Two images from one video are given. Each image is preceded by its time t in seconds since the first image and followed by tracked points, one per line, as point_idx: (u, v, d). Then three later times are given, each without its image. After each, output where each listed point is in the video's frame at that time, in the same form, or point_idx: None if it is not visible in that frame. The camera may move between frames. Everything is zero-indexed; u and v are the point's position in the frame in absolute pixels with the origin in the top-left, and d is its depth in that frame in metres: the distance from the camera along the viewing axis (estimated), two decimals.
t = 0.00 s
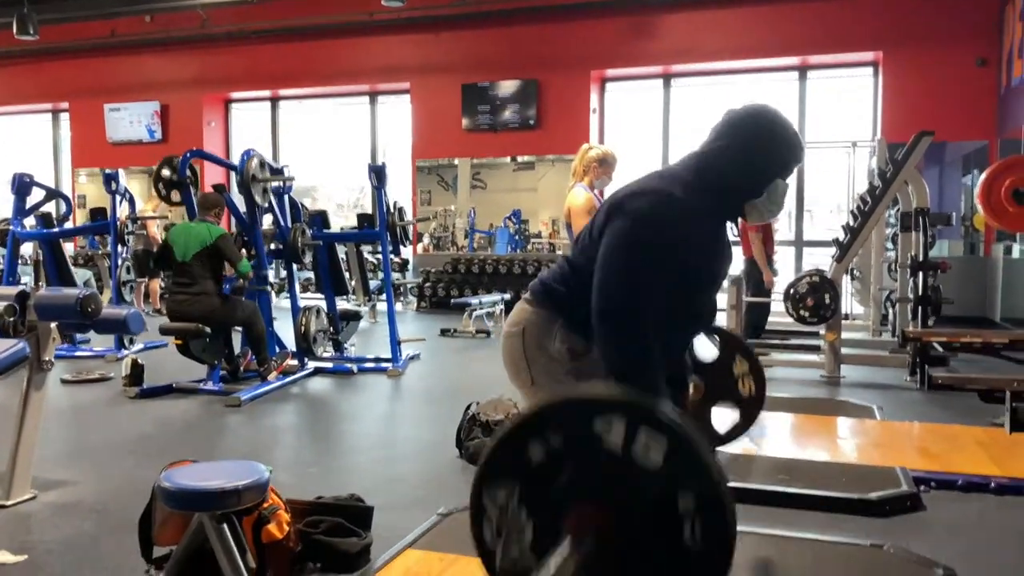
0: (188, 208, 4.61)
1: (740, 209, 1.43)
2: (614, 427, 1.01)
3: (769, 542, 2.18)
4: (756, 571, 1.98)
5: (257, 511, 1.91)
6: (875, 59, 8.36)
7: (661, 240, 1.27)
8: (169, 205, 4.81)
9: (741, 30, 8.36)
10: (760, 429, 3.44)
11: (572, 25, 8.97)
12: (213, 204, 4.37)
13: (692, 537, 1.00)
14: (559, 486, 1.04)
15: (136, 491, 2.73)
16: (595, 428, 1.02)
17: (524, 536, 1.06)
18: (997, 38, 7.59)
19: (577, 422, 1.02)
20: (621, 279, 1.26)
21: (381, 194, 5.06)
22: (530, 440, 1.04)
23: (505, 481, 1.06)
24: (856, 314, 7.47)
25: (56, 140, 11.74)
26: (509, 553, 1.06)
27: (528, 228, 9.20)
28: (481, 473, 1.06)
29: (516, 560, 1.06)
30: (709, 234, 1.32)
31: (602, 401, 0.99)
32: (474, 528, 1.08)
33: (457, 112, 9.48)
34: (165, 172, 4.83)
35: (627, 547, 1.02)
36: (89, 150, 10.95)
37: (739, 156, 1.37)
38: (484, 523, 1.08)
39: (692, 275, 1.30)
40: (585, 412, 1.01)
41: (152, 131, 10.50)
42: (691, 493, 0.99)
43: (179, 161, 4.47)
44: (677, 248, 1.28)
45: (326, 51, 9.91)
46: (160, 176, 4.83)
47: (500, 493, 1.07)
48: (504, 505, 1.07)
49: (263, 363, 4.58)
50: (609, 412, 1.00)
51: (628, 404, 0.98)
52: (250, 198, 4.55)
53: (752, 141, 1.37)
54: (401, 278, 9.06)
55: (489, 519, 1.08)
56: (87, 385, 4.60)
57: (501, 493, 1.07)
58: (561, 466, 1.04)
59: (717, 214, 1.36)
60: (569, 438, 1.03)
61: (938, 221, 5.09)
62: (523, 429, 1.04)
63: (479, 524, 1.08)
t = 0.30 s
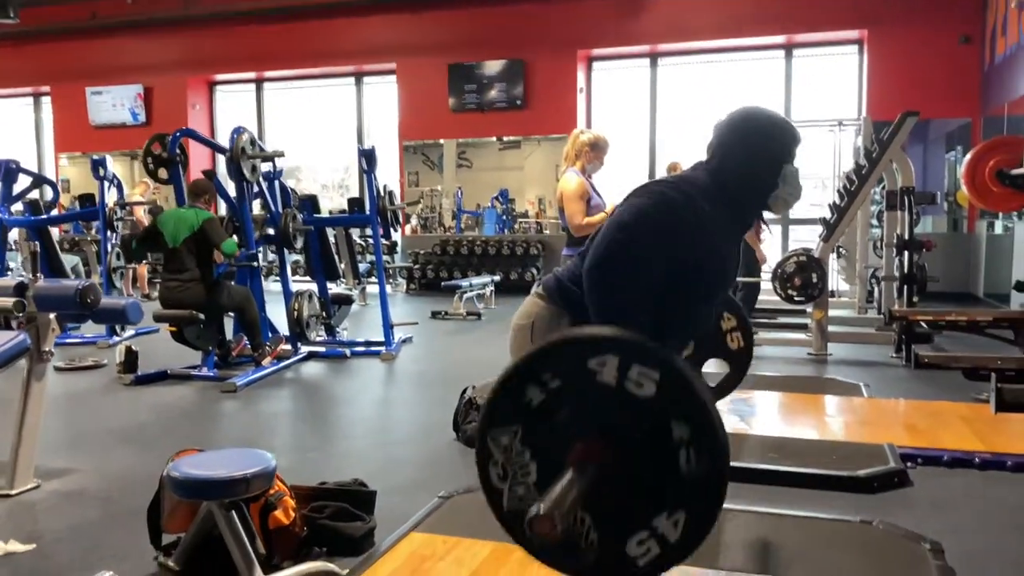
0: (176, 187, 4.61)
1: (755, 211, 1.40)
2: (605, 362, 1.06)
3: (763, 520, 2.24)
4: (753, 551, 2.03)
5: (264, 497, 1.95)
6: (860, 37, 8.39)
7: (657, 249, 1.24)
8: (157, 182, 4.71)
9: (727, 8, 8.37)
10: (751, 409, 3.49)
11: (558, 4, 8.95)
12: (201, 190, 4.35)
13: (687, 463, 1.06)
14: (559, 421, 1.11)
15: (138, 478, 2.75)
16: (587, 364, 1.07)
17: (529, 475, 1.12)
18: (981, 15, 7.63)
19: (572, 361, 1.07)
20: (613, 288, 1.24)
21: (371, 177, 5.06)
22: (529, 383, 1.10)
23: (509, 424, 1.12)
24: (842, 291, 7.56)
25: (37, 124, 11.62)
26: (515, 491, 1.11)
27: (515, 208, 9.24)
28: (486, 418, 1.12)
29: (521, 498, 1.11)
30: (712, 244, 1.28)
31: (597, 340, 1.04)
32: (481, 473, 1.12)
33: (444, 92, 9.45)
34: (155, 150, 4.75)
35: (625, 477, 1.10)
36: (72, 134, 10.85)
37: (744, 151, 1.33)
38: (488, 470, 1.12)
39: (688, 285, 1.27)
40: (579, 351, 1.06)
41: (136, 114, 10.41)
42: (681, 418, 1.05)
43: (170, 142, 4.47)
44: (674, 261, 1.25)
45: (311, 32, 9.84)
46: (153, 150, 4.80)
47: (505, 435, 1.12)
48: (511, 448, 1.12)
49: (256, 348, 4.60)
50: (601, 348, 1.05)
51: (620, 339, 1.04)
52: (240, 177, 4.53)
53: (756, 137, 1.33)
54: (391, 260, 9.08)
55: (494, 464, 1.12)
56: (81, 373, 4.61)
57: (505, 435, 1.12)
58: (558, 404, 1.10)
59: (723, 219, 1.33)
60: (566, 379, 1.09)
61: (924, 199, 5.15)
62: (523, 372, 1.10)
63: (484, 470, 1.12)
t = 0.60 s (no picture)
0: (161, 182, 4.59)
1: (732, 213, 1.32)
2: (584, 502, 1.10)
3: (742, 486, 2.30)
4: (732, 517, 2.09)
5: (254, 471, 1.99)
6: (840, 14, 8.43)
7: (657, 281, 1.25)
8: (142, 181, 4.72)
9: None
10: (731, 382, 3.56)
11: None
12: (183, 170, 4.31)
13: None
14: (541, 562, 1.13)
15: (126, 456, 2.78)
16: (567, 504, 1.10)
17: None
18: None
19: (552, 502, 1.11)
20: (621, 327, 1.25)
21: (354, 157, 5.06)
22: (513, 522, 1.13)
23: (496, 566, 1.14)
24: (822, 267, 7.65)
25: (13, 107, 11.48)
26: None
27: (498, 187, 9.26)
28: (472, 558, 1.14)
29: None
30: (703, 256, 1.28)
31: (570, 480, 1.09)
32: None
33: (425, 72, 9.42)
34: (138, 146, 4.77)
35: None
36: (49, 117, 10.74)
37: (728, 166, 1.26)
38: None
39: (685, 302, 1.30)
40: (557, 488, 1.11)
41: (114, 97, 10.32)
42: (661, 549, 1.08)
43: (152, 138, 4.41)
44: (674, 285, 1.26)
45: (290, 12, 9.76)
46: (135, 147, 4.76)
47: None
48: None
49: (241, 329, 4.62)
50: (582, 485, 1.10)
51: (596, 476, 1.09)
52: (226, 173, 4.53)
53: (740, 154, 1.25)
54: (374, 242, 9.08)
55: None
56: (66, 355, 4.62)
57: None
58: (542, 544, 1.13)
59: (707, 236, 1.28)
60: (547, 518, 1.12)
61: (901, 175, 5.21)
62: (507, 511, 1.12)
63: None
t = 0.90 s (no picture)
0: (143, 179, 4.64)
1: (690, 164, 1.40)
2: (550, 418, 1.07)
3: (717, 457, 2.36)
4: (706, 486, 2.15)
5: (238, 447, 2.03)
6: None
7: (617, 223, 1.29)
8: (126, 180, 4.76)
9: None
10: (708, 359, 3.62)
11: None
12: (159, 154, 4.28)
13: (642, 486, 1.06)
14: (519, 479, 1.11)
15: (109, 437, 2.80)
16: (533, 421, 1.08)
17: (507, 530, 1.13)
18: None
19: (519, 423, 1.08)
20: (589, 271, 1.29)
21: (332, 141, 5.06)
22: (487, 447, 1.11)
23: (478, 490, 1.13)
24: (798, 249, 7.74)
25: None
26: (499, 547, 1.13)
27: (477, 172, 9.29)
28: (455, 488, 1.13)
29: (505, 551, 1.13)
30: (661, 199, 1.33)
31: (533, 398, 1.05)
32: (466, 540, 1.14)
33: (403, 56, 9.39)
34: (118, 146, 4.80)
35: (588, 510, 1.09)
36: (22, 102, 10.61)
37: (682, 109, 1.34)
38: (472, 533, 1.14)
39: (651, 246, 1.35)
40: (521, 408, 1.07)
41: (88, 82, 10.20)
42: (630, 449, 1.05)
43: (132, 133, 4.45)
44: (636, 228, 1.30)
45: None
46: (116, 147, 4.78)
47: (477, 500, 1.13)
48: (486, 510, 1.13)
49: (221, 313, 4.63)
50: (543, 403, 1.06)
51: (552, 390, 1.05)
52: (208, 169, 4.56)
53: (690, 100, 1.33)
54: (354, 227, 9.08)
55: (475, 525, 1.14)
56: (45, 341, 4.60)
57: (477, 500, 1.13)
58: (517, 463, 1.11)
59: (667, 182, 1.35)
60: (516, 438, 1.09)
61: (875, 156, 5.29)
62: (477, 437, 1.10)
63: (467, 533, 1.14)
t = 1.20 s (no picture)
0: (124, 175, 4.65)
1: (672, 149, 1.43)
2: (509, 239, 1.21)
3: (691, 442, 2.40)
4: (679, 469, 2.20)
5: (216, 433, 2.03)
6: None
7: (575, 172, 1.34)
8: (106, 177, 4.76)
9: None
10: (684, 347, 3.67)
11: None
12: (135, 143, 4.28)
13: (602, 303, 1.18)
14: (483, 306, 1.24)
15: (86, 425, 2.80)
16: (493, 246, 1.22)
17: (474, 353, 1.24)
18: None
19: (482, 249, 1.22)
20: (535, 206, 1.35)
21: (310, 131, 5.05)
22: (453, 279, 1.24)
23: (447, 320, 1.25)
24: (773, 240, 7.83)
25: None
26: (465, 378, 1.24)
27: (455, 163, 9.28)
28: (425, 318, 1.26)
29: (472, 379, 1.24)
30: (636, 176, 1.38)
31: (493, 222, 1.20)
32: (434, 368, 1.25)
33: (380, 46, 9.35)
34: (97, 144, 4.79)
35: (550, 326, 1.21)
36: None
37: (663, 91, 1.37)
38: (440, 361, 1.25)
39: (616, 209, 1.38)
40: (483, 235, 1.22)
41: (60, 71, 10.08)
42: (587, 265, 1.18)
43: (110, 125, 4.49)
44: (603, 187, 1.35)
45: None
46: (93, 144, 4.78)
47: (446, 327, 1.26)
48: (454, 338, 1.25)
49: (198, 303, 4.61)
50: (504, 226, 1.20)
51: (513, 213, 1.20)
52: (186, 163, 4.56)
53: (685, 86, 1.36)
54: (331, 218, 9.05)
55: (443, 354, 1.25)
56: (19, 331, 4.57)
57: (445, 328, 1.26)
58: (482, 291, 1.24)
59: (638, 154, 1.39)
60: (481, 268, 1.23)
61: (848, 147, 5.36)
62: (445, 267, 1.24)
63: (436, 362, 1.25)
